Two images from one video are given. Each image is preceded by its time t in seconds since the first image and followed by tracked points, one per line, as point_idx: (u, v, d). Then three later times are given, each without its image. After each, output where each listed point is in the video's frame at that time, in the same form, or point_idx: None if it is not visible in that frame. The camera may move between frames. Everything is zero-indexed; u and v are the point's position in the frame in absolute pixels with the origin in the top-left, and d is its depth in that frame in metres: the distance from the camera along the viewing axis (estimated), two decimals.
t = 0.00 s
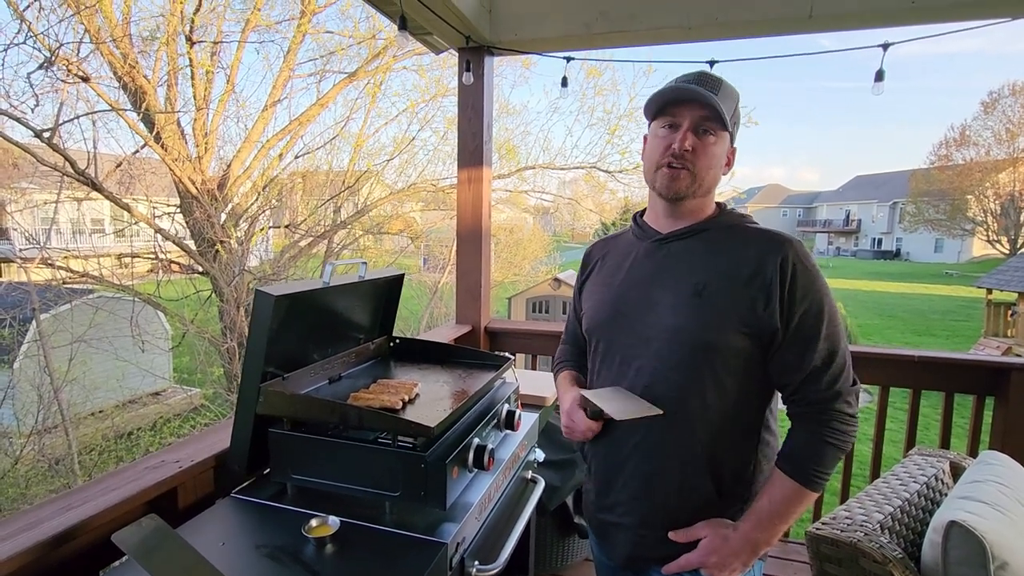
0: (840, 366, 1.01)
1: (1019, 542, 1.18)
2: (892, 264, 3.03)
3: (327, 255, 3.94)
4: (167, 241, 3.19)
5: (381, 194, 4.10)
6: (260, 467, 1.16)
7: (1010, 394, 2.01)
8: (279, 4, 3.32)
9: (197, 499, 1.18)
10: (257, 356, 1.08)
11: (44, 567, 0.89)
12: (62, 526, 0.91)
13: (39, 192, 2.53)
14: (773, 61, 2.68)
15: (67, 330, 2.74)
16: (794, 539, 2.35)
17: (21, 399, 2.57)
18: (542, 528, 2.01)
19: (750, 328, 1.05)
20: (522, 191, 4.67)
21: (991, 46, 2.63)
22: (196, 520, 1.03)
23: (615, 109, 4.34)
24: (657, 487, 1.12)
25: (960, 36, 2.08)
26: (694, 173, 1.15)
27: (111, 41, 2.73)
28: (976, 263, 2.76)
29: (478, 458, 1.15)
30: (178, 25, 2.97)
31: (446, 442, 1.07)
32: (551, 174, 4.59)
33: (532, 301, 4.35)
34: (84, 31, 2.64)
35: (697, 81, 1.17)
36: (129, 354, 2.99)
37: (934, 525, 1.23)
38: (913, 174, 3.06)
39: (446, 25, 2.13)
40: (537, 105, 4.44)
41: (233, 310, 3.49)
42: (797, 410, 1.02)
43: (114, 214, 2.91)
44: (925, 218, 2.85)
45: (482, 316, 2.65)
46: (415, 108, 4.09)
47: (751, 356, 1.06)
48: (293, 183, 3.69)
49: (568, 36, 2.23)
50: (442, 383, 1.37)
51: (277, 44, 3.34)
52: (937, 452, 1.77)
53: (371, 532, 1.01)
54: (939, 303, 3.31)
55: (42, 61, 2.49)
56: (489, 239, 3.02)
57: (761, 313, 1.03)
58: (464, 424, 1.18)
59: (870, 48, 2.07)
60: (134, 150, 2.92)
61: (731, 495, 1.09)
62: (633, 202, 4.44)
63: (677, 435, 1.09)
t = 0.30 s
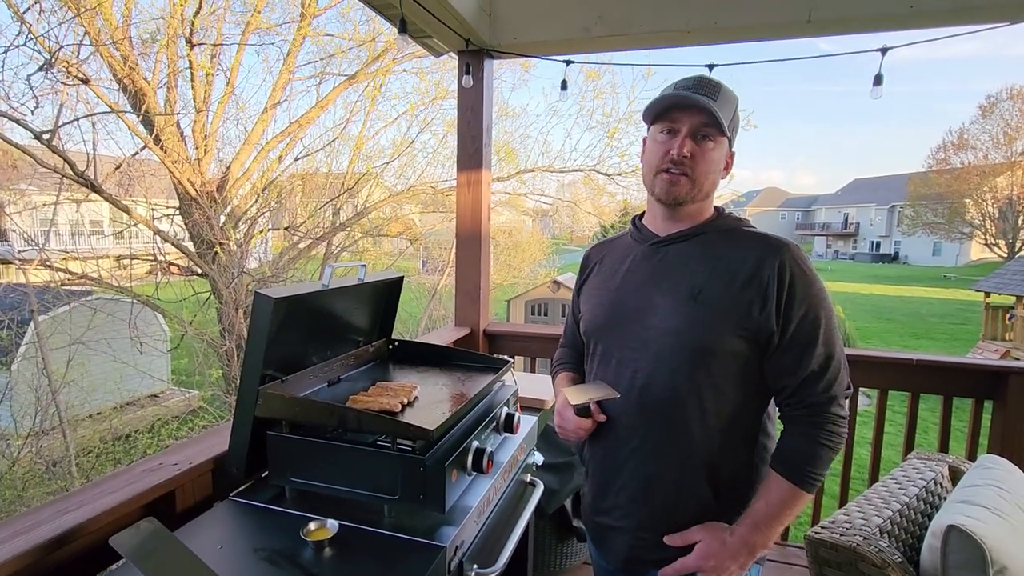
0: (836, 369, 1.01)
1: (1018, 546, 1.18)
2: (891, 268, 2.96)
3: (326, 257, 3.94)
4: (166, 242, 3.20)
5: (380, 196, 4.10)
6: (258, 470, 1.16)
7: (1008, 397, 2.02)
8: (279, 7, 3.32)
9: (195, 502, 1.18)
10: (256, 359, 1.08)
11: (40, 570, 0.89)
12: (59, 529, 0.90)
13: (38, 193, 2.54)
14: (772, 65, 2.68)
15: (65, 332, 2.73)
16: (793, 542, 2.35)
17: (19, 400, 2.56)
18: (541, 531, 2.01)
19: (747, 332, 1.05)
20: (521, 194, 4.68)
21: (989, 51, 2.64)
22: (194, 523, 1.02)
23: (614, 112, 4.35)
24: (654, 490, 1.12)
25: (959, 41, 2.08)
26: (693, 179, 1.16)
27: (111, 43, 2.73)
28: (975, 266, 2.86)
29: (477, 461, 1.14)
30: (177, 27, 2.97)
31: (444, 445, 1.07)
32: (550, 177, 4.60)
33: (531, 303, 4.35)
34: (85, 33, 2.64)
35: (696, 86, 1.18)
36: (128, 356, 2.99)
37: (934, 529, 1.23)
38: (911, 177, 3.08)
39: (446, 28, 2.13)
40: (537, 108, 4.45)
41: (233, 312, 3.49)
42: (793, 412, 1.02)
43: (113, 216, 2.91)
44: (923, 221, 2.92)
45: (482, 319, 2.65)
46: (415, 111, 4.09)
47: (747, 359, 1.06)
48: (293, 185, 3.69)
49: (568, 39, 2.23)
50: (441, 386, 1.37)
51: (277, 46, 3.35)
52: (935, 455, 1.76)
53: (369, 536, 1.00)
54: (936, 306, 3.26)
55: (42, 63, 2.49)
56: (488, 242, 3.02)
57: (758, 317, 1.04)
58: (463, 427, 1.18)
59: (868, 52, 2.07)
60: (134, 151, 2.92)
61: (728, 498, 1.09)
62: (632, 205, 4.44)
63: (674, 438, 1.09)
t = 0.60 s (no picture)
0: (831, 373, 1.01)
1: (1018, 550, 1.18)
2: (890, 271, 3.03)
3: (326, 259, 3.95)
4: (166, 244, 3.20)
5: (380, 199, 4.11)
6: (258, 473, 1.16)
7: (1007, 400, 2.02)
8: (280, 9, 3.33)
9: (195, 504, 1.18)
10: (257, 361, 1.08)
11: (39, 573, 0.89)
12: (59, 531, 0.91)
13: (38, 195, 2.53)
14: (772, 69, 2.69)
15: (65, 334, 2.73)
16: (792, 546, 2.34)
17: (17, 403, 2.53)
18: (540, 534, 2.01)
19: (743, 335, 1.05)
20: (521, 196, 4.69)
21: (986, 55, 2.66)
22: (193, 525, 1.02)
23: (614, 115, 4.36)
24: (650, 492, 1.12)
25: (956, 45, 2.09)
26: (690, 183, 1.16)
27: (112, 45, 2.73)
28: (974, 270, 2.76)
29: (477, 463, 1.14)
30: (178, 30, 2.98)
31: (444, 447, 1.07)
32: (550, 180, 4.62)
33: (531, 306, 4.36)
34: (86, 35, 2.63)
35: (692, 92, 1.18)
36: (127, 358, 2.98)
37: (933, 533, 1.23)
38: (910, 182, 3.07)
39: (445, 31, 2.13)
40: (537, 111, 4.47)
41: (233, 314, 3.51)
42: (788, 416, 1.02)
43: (113, 218, 2.91)
44: (922, 224, 2.87)
45: (482, 321, 2.65)
46: (415, 113, 4.10)
47: (743, 363, 1.06)
48: (293, 188, 3.69)
49: (568, 43, 2.24)
50: (441, 388, 1.37)
51: (278, 49, 3.37)
52: (934, 458, 1.77)
53: (368, 538, 1.00)
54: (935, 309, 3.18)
55: (42, 65, 2.49)
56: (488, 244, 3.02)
57: (754, 320, 1.04)
58: (462, 429, 1.18)
59: (867, 56, 2.08)
60: (134, 154, 2.92)
61: (723, 501, 1.10)
62: (632, 208, 4.45)
63: (670, 440, 1.09)
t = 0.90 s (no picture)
0: (831, 376, 1.02)
1: (1020, 552, 1.18)
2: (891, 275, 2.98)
3: (327, 262, 3.95)
4: (167, 246, 3.20)
5: (381, 201, 4.11)
6: (260, 475, 1.16)
7: (1008, 402, 2.02)
8: (282, 13, 3.35)
9: (197, 506, 1.18)
10: (259, 363, 1.08)
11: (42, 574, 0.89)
12: (62, 533, 0.91)
13: (39, 198, 2.55)
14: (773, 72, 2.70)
15: (66, 336, 2.72)
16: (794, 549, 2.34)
17: (18, 404, 2.55)
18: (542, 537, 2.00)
19: (743, 338, 1.05)
20: (522, 199, 4.69)
21: (986, 59, 2.67)
22: (196, 527, 1.02)
23: (614, 118, 4.36)
24: (651, 494, 1.12)
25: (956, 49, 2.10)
26: (691, 186, 1.17)
27: (114, 48, 2.75)
28: (975, 273, 2.77)
29: (479, 465, 1.15)
30: (180, 32, 2.99)
31: (446, 449, 1.07)
32: (551, 183, 4.62)
33: (532, 309, 4.35)
34: (88, 38, 2.64)
35: (692, 96, 1.19)
36: (128, 360, 2.99)
37: (935, 535, 1.23)
38: (910, 184, 3.08)
39: (447, 35, 2.14)
40: (537, 114, 4.48)
41: (233, 316, 3.51)
42: (789, 418, 1.02)
43: (114, 220, 2.91)
44: (923, 228, 2.86)
45: (483, 324, 2.65)
46: (416, 116, 4.11)
47: (743, 365, 1.06)
48: (294, 190, 3.70)
49: (569, 47, 2.25)
50: (443, 390, 1.37)
51: (279, 52, 3.38)
52: (936, 461, 1.76)
53: (370, 541, 1.00)
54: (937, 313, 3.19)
55: (45, 68, 2.50)
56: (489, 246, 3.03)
57: (755, 323, 1.04)
58: (464, 432, 1.18)
59: (867, 60, 2.09)
60: (135, 156, 2.93)
61: (724, 503, 1.10)
62: (632, 210, 4.45)
63: (670, 441, 1.09)
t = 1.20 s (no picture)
0: (831, 379, 1.02)
1: (1019, 555, 1.18)
2: (892, 277, 2.96)
3: (327, 264, 3.95)
4: (168, 249, 3.20)
5: (381, 204, 4.12)
6: (261, 478, 1.16)
7: (1008, 405, 2.02)
8: (283, 16, 3.39)
9: (198, 509, 1.18)
10: (260, 367, 1.08)
11: None
12: (64, 536, 0.91)
13: (41, 200, 2.56)
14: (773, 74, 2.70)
15: (67, 339, 2.73)
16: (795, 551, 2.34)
17: (19, 407, 2.54)
18: (543, 540, 2.00)
19: (744, 341, 1.05)
20: (522, 201, 4.70)
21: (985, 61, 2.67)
22: (197, 530, 1.03)
23: (614, 120, 4.37)
24: (652, 496, 1.12)
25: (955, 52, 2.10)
26: (691, 190, 1.17)
27: (115, 51, 2.75)
28: (975, 275, 2.77)
29: (479, 469, 1.15)
30: (181, 35, 3.00)
31: (447, 453, 1.08)
32: (551, 185, 4.62)
33: (532, 311, 4.35)
34: (90, 41, 2.65)
35: (690, 100, 1.19)
36: (129, 362, 2.99)
37: (934, 538, 1.23)
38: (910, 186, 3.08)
39: (448, 38, 2.15)
40: (538, 116, 4.49)
41: (233, 318, 3.49)
42: (789, 421, 1.03)
43: (115, 222, 2.92)
44: (923, 229, 2.89)
45: (483, 327, 2.66)
46: (416, 119, 4.11)
47: (744, 368, 1.07)
48: (294, 193, 3.70)
49: (568, 50, 2.26)
50: (443, 393, 1.38)
51: (280, 55, 3.40)
52: (936, 464, 1.76)
53: (370, 544, 1.01)
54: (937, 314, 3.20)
55: (48, 71, 2.52)
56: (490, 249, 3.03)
57: (755, 326, 1.04)
58: (465, 435, 1.18)
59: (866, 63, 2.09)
60: (137, 158, 2.92)
61: (725, 506, 1.10)
62: (633, 213, 4.45)
63: (671, 444, 1.10)
